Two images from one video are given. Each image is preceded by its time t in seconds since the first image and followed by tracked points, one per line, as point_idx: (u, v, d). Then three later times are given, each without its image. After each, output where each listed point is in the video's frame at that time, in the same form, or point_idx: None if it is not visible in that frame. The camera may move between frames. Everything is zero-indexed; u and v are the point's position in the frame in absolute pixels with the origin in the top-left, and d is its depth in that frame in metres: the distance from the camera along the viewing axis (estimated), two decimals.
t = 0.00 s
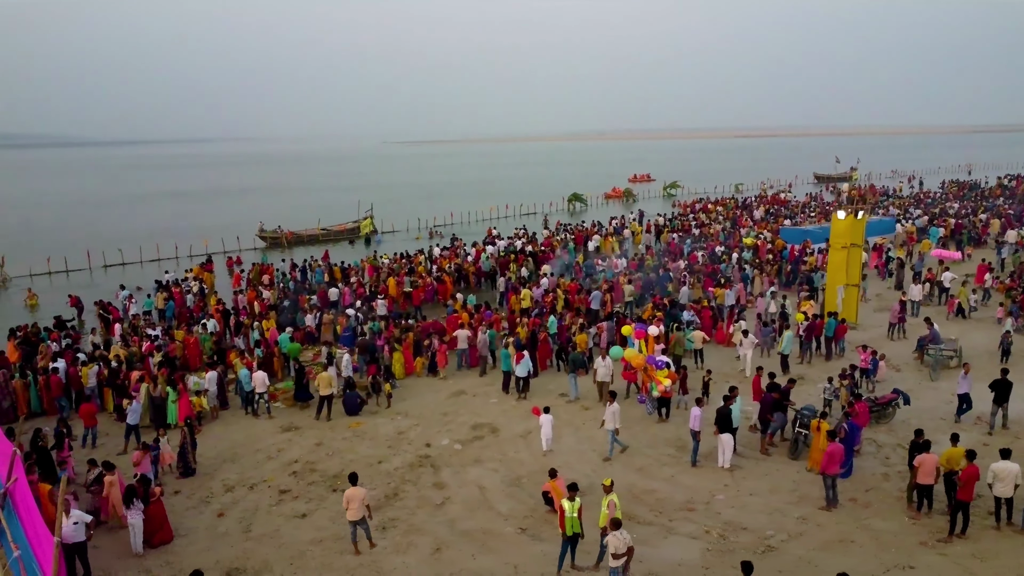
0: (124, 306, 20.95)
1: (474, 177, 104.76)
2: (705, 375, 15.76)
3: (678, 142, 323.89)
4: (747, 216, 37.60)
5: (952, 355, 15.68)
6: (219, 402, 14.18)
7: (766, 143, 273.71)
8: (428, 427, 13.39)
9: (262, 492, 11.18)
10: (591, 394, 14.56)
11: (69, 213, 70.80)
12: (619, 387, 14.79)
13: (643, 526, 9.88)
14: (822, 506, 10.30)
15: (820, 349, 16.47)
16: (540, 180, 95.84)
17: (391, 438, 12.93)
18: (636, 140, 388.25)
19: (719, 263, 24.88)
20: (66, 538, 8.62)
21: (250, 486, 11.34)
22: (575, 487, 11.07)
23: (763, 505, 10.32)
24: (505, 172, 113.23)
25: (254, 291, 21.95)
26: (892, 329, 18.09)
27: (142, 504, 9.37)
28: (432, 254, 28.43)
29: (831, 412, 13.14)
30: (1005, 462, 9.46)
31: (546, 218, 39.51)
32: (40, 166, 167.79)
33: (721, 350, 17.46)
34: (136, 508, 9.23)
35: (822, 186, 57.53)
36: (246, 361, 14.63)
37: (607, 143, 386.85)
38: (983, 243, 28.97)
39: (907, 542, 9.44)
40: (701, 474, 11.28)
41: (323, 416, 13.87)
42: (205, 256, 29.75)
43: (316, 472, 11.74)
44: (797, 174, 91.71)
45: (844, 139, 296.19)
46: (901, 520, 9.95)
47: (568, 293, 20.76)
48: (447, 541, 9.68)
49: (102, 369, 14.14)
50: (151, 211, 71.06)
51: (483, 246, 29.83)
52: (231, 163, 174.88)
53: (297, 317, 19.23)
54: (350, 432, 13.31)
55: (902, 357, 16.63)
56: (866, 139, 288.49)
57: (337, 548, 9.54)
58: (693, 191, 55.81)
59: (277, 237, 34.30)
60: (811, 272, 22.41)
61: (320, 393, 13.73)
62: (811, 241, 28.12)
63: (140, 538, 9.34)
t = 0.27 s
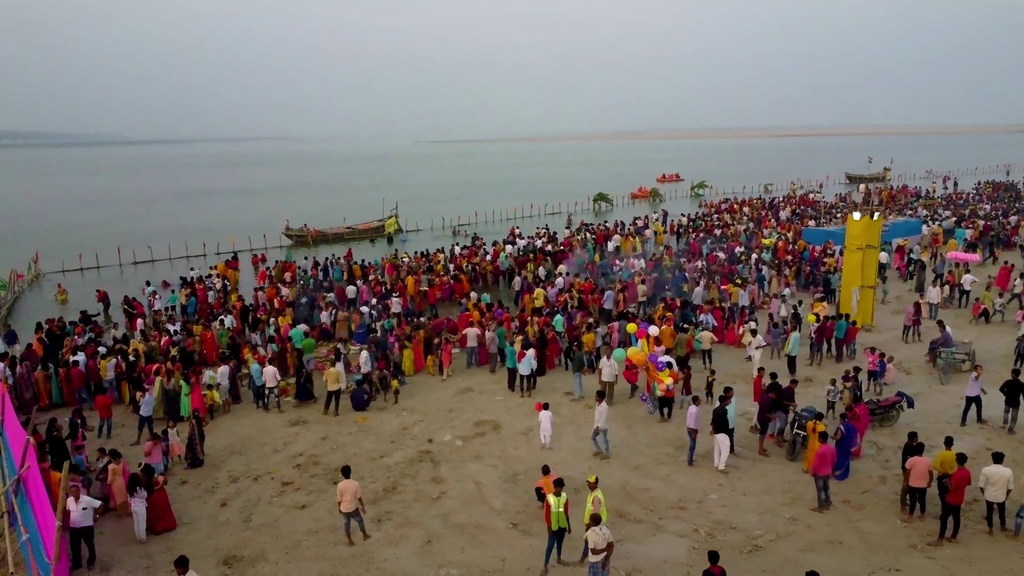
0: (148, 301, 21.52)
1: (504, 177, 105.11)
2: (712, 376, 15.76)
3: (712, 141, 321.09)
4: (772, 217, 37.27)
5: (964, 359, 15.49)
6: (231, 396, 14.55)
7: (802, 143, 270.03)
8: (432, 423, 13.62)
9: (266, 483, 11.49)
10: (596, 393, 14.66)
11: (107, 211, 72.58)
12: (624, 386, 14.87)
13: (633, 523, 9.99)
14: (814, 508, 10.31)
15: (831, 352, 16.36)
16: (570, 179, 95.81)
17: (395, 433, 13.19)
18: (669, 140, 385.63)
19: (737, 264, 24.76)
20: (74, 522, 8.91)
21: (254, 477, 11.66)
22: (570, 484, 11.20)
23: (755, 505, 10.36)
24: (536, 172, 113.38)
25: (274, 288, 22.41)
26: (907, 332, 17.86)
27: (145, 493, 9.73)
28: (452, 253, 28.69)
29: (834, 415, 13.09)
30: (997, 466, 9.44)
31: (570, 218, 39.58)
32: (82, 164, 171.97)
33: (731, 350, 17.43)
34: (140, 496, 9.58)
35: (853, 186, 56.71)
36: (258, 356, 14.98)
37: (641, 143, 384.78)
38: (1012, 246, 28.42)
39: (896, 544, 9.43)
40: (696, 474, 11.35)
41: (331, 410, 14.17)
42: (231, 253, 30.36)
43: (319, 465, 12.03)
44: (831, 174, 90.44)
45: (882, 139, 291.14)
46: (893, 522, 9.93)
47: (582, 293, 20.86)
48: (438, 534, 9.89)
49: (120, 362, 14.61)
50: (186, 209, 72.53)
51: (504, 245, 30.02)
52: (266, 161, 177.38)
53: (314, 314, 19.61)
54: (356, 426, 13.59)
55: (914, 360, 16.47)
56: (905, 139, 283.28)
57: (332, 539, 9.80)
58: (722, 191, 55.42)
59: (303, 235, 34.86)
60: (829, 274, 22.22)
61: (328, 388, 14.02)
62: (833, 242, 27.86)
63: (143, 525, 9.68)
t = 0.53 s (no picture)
0: (171, 298, 22.09)
1: (533, 176, 105.27)
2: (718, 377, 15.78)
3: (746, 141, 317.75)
4: (797, 217, 36.94)
5: (975, 362, 15.34)
6: (242, 390, 14.92)
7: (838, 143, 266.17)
8: (436, 420, 13.85)
9: (269, 475, 11.81)
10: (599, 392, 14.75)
11: (142, 209, 74.23)
12: (628, 385, 14.96)
13: (622, 520, 10.11)
14: (805, 509, 10.32)
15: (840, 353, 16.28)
16: (599, 179, 95.69)
17: (398, 429, 13.44)
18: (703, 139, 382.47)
19: (755, 265, 24.67)
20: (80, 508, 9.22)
21: (258, 469, 11.98)
22: (564, 482, 11.33)
23: (746, 505, 10.41)
24: (565, 171, 113.66)
25: (293, 286, 22.86)
26: (920, 335, 17.62)
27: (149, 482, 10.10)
28: (471, 252, 28.93)
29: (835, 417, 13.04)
30: (988, 470, 9.38)
31: (592, 218, 39.63)
32: (122, 163, 175.75)
33: (740, 351, 17.43)
34: (144, 485, 9.97)
35: (884, 186, 55.88)
36: (270, 352, 15.33)
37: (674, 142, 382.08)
38: None
39: (884, 547, 9.42)
40: (690, 473, 11.42)
41: (339, 406, 14.47)
42: (256, 251, 30.95)
43: (322, 459, 12.32)
44: (865, 174, 89.08)
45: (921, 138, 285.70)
46: (883, 524, 9.91)
47: (594, 293, 20.97)
48: (430, 527, 10.10)
49: (137, 356, 15.06)
50: (219, 208, 73.88)
51: (523, 245, 30.23)
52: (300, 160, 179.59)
53: (329, 311, 19.98)
54: (361, 422, 13.87)
55: (924, 363, 16.32)
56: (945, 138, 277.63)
57: (327, 529, 10.06)
58: (749, 191, 54.98)
59: (327, 233, 35.39)
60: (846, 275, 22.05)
61: (336, 384, 14.32)
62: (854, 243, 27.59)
63: (147, 513, 10.04)
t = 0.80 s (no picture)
0: (194, 294, 22.62)
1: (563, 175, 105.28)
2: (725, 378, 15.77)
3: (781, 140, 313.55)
4: (822, 218, 36.55)
5: (986, 366, 15.16)
6: (253, 384, 15.27)
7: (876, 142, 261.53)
8: (439, 416, 14.06)
9: (272, 467, 12.11)
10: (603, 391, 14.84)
11: (177, 207, 75.78)
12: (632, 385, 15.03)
13: (612, 517, 10.23)
14: (796, 510, 10.33)
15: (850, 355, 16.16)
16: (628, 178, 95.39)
17: (402, 425, 13.67)
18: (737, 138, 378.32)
19: (773, 267, 24.53)
20: (85, 495, 9.58)
21: (263, 462, 12.29)
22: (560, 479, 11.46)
23: (737, 506, 10.45)
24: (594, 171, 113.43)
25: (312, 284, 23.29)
26: (934, 337, 17.42)
27: (153, 472, 10.46)
28: (490, 251, 29.14)
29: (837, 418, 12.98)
30: (978, 474, 9.32)
31: (615, 218, 39.61)
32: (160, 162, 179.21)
33: (749, 352, 17.40)
34: (147, 475, 10.33)
35: (916, 187, 54.93)
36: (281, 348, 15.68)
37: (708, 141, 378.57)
38: None
39: (872, 548, 9.42)
40: (685, 473, 11.47)
41: (346, 401, 14.75)
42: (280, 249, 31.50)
43: (325, 453, 12.60)
44: (900, 174, 87.62)
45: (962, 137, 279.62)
46: (874, 527, 9.89)
47: (607, 293, 21.04)
48: (423, 521, 10.31)
49: (154, 351, 15.50)
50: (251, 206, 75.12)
51: (543, 245, 30.39)
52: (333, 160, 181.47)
53: (344, 309, 20.31)
54: (367, 417, 14.13)
55: (935, 367, 16.16)
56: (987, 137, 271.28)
57: (322, 521, 10.31)
58: (778, 191, 54.44)
59: (351, 232, 35.88)
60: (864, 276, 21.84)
61: (343, 379, 14.60)
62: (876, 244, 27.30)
63: (151, 502, 10.40)
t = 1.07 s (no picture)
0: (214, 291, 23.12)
1: (592, 175, 105.11)
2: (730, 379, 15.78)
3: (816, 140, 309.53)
4: (847, 219, 36.13)
5: (996, 369, 14.98)
6: (264, 379, 15.64)
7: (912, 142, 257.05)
8: (443, 413, 14.28)
9: (275, 460, 12.41)
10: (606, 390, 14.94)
11: (210, 206, 77.11)
12: (635, 385, 15.10)
13: (601, 515, 10.36)
14: (786, 510, 10.36)
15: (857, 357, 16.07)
16: (657, 178, 94.95)
17: (405, 421, 13.91)
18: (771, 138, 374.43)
19: (790, 268, 24.37)
20: (90, 484, 9.96)
21: (267, 455, 12.60)
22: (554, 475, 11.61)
23: (727, 505, 10.51)
24: (623, 171, 113.09)
25: (329, 282, 23.70)
26: (946, 340, 17.24)
27: (156, 463, 10.82)
28: (508, 251, 29.34)
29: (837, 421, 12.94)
30: (966, 477, 9.29)
31: (637, 218, 39.57)
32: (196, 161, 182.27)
33: (757, 353, 17.37)
34: (151, 465, 10.69)
35: (949, 187, 53.92)
36: (292, 344, 16.01)
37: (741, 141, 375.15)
38: None
39: (858, 550, 9.43)
40: (679, 473, 11.55)
41: (353, 397, 15.03)
42: (303, 247, 32.02)
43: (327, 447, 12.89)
44: (936, 174, 86.09)
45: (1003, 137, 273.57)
46: (863, 529, 9.89)
47: (620, 293, 21.10)
48: (416, 514, 10.52)
49: (169, 346, 15.91)
50: (281, 205, 76.19)
51: (561, 245, 30.49)
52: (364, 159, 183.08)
53: (358, 307, 20.64)
54: (372, 413, 14.39)
55: (945, 370, 16.00)
56: None
57: (318, 513, 10.58)
58: (806, 192, 53.84)
59: (374, 230, 36.34)
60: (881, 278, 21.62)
61: (350, 375, 14.87)
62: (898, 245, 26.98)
63: (155, 491, 10.76)
